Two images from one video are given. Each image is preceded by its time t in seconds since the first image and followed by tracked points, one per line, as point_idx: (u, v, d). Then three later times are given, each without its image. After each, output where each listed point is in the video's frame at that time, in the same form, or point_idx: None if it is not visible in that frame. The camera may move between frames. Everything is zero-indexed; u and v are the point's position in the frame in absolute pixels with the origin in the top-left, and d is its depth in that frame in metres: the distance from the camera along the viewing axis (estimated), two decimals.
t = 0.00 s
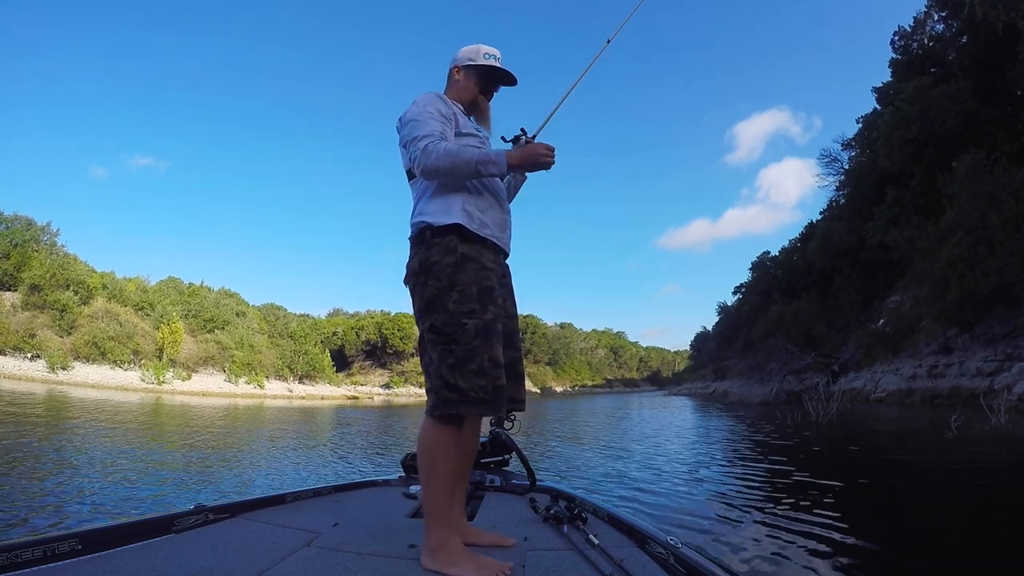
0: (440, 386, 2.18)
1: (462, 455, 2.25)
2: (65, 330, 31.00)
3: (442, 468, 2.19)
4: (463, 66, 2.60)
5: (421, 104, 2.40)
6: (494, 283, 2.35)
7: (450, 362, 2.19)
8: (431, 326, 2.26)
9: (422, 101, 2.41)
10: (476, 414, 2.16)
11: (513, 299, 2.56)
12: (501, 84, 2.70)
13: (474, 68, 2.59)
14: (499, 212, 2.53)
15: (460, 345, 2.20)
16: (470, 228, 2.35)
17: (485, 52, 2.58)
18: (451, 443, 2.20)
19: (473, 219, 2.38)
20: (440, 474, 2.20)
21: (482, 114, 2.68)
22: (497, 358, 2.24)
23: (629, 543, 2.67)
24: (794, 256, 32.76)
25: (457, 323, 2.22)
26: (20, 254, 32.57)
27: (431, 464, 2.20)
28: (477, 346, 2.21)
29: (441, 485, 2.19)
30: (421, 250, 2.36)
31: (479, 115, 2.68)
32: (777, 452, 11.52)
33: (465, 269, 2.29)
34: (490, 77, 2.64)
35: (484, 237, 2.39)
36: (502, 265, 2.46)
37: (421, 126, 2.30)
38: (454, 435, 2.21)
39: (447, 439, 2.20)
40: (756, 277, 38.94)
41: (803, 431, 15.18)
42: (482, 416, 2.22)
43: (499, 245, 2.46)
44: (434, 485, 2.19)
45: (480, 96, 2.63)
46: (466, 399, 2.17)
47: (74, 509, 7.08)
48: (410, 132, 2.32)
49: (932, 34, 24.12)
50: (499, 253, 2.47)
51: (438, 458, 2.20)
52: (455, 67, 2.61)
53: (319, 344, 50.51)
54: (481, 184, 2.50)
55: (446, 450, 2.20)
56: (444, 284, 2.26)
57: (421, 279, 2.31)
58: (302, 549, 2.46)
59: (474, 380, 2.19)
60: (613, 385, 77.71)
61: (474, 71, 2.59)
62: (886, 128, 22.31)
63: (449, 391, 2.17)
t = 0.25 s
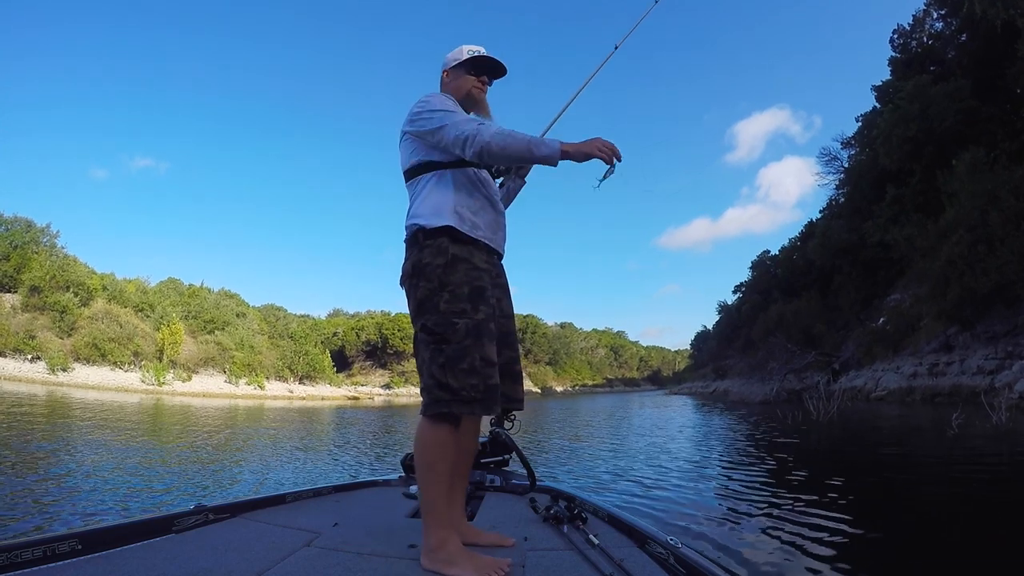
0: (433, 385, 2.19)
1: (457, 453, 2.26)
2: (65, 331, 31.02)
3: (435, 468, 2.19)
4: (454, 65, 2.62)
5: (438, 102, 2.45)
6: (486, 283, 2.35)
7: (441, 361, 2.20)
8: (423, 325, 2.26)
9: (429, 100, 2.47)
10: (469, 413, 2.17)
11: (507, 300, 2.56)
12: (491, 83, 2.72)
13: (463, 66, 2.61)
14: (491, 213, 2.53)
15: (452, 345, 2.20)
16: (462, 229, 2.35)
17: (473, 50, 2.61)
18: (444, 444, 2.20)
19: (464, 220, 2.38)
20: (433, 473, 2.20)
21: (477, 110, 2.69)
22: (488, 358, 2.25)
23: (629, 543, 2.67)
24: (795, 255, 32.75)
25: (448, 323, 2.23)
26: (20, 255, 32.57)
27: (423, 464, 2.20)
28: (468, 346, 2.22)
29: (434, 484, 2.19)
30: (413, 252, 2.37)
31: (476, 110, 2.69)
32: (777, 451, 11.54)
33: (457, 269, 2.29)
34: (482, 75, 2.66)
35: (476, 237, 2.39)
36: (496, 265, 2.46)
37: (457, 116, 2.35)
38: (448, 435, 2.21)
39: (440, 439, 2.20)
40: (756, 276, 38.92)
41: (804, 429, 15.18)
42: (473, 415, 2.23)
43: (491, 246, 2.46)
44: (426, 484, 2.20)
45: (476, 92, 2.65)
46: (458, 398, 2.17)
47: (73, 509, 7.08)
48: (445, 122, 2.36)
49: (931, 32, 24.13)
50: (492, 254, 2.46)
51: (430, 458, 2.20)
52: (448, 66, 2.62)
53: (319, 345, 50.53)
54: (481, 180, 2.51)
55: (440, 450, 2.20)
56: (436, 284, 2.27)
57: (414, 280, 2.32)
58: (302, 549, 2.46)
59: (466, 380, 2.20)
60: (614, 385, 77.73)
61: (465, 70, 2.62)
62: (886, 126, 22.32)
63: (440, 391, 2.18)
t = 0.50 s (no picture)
0: (437, 385, 2.18)
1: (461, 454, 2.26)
2: (65, 331, 31.04)
3: (440, 468, 2.19)
4: (455, 67, 2.62)
5: (440, 105, 2.45)
6: (491, 285, 2.35)
7: (446, 361, 2.20)
8: (428, 326, 2.26)
9: (434, 101, 2.48)
10: (472, 413, 2.17)
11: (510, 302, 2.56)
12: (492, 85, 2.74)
13: (465, 69, 2.62)
14: (496, 215, 2.53)
15: (457, 345, 2.21)
16: (468, 231, 2.35)
17: (474, 52, 2.62)
18: (448, 444, 2.20)
19: (470, 222, 2.38)
20: (438, 473, 2.20)
21: (480, 112, 2.70)
22: (493, 359, 2.25)
23: (629, 543, 2.67)
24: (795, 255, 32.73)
25: (455, 323, 2.22)
26: (20, 256, 32.60)
27: (426, 463, 2.19)
28: (473, 346, 2.22)
29: (438, 484, 2.19)
30: (419, 252, 2.36)
31: (478, 112, 2.70)
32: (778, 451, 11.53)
33: (463, 271, 2.29)
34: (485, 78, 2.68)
35: (482, 240, 2.39)
36: (499, 268, 2.46)
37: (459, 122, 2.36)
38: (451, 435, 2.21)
39: (442, 439, 2.19)
40: (756, 276, 38.91)
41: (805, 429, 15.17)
42: (477, 415, 2.23)
43: (496, 249, 2.46)
44: (430, 484, 2.19)
45: (479, 94, 2.66)
46: (462, 398, 2.18)
47: (73, 509, 7.09)
48: (447, 128, 2.36)
49: (931, 32, 24.12)
50: (497, 256, 2.47)
51: (434, 458, 2.20)
52: (450, 69, 2.63)
53: (320, 345, 50.54)
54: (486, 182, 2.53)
55: (444, 450, 2.20)
56: (442, 285, 2.27)
57: (419, 280, 2.32)
58: (302, 549, 2.46)
59: (470, 381, 2.20)
60: (614, 385, 77.71)
61: (467, 72, 2.62)
62: (886, 126, 22.31)
63: (444, 390, 2.18)
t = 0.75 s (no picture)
0: (438, 385, 2.19)
1: (464, 452, 2.26)
2: (66, 331, 31.06)
3: (443, 466, 2.19)
4: (458, 72, 2.65)
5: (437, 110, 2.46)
6: (493, 287, 2.35)
7: (447, 361, 2.20)
8: (430, 326, 2.26)
9: (434, 105, 2.49)
10: (473, 414, 2.17)
11: (511, 303, 2.56)
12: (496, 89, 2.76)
13: (468, 73, 2.64)
14: (498, 218, 2.52)
15: (458, 345, 2.21)
16: (470, 235, 2.35)
17: (478, 57, 2.64)
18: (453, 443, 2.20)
19: (471, 225, 2.37)
20: (441, 472, 2.20)
21: (484, 115, 2.72)
22: (494, 359, 2.25)
23: (629, 543, 2.66)
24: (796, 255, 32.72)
25: (456, 324, 2.22)
26: (21, 256, 32.63)
27: (427, 463, 2.19)
28: (474, 347, 2.22)
29: (441, 482, 2.19)
30: (421, 255, 2.36)
31: (482, 115, 2.72)
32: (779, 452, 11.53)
33: (465, 272, 2.29)
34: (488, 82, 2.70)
35: (483, 243, 2.39)
36: (502, 270, 2.46)
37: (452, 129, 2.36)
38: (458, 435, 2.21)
39: (444, 438, 2.19)
40: (757, 276, 38.90)
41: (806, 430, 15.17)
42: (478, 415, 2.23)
43: (498, 252, 2.45)
44: (435, 481, 2.20)
45: (483, 99, 2.68)
46: (463, 398, 2.17)
47: (72, 509, 7.08)
48: (443, 133, 2.37)
49: (932, 32, 24.10)
50: (499, 259, 2.46)
51: (437, 455, 2.20)
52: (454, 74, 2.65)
53: (320, 345, 50.54)
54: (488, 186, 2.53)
55: (449, 448, 2.20)
56: (443, 287, 2.27)
57: (420, 282, 2.32)
58: (302, 549, 2.46)
59: (471, 381, 2.20)
60: (615, 385, 77.69)
61: (471, 76, 2.65)
62: (887, 127, 22.30)
63: (446, 390, 2.18)
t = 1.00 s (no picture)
0: (435, 385, 2.19)
1: (465, 452, 2.26)
2: (67, 331, 31.09)
3: (442, 466, 2.19)
4: (465, 77, 2.67)
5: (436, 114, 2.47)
6: (490, 288, 2.35)
7: (443, 361, 2.20)
8: (427, 328, 2.27)
9: (436, 108, 2.50)
10: (470, 414, 2.17)
11: (511, 305, 2.55)
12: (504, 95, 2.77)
13: (475, 78, 2.67)
14: (497, 222, 2.51)
15: (455, 346, 2.21)
16: (467, 237, 2.34)
17: (485, 62, 2.66)
18: (452, 443, 2.20)
19: (469, 228, 2.36)
20: (439, 472, 2.21)
21: (490, 120, 2.74)
22: (491, 359, 2.25)
23: (629, 543, 2.66)
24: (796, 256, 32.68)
25: (452, 324, 2.23)
26: (22, 255, 32.66)
27: (428, 462, 2.19)
28: (470, 347, 2.22)
29: (440, 482, 2.19)
30: (419, 258, 2.37)
31: (488, 120, 2.74)
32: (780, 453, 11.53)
33: (462, 274, 2.29)
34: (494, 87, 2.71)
35: (481, 245, 2.38)
36: (501, 271, 2.46)
37: (448, 133, 2.37)
38: (457, 435, 2.21)
39: (444, 437, 2.20)
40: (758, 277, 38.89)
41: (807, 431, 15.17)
42: (475, 416, 2.23)
43: (496, 254, 2.44)
44: (434, 481, 2.20)
45: (489, 103, 2.69)
46: (459, 398, 2.18)
47: (72, 509, 7.08)
48: (439, 136, 2.37)
49: (933, 32, 24.09)
50: (498, 260, 2.46)
51: (435, 456, 2.20)
52: (461, 79, 2.67)
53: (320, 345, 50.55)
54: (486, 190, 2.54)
55: (448, 448, 2.19)
56: (441, 288, 2.27)
57: (419, 284, 2.33)
58: (302, 549, 2.45)
59: (468, 380, 2.20)
60: (616, 385, 77.67)
61: (478, 80, 2.66)
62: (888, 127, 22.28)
63: (442, 390, 2.18)
